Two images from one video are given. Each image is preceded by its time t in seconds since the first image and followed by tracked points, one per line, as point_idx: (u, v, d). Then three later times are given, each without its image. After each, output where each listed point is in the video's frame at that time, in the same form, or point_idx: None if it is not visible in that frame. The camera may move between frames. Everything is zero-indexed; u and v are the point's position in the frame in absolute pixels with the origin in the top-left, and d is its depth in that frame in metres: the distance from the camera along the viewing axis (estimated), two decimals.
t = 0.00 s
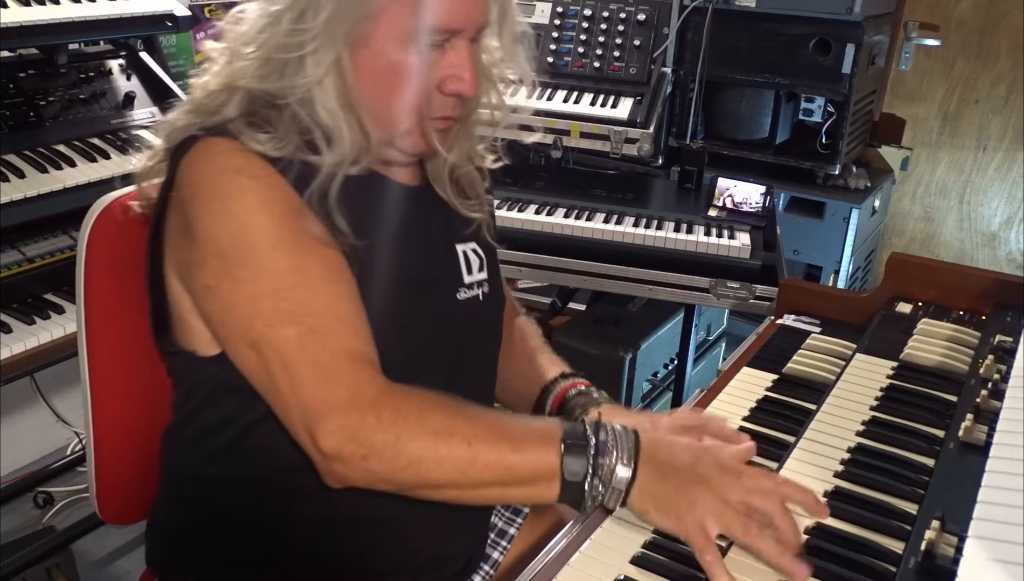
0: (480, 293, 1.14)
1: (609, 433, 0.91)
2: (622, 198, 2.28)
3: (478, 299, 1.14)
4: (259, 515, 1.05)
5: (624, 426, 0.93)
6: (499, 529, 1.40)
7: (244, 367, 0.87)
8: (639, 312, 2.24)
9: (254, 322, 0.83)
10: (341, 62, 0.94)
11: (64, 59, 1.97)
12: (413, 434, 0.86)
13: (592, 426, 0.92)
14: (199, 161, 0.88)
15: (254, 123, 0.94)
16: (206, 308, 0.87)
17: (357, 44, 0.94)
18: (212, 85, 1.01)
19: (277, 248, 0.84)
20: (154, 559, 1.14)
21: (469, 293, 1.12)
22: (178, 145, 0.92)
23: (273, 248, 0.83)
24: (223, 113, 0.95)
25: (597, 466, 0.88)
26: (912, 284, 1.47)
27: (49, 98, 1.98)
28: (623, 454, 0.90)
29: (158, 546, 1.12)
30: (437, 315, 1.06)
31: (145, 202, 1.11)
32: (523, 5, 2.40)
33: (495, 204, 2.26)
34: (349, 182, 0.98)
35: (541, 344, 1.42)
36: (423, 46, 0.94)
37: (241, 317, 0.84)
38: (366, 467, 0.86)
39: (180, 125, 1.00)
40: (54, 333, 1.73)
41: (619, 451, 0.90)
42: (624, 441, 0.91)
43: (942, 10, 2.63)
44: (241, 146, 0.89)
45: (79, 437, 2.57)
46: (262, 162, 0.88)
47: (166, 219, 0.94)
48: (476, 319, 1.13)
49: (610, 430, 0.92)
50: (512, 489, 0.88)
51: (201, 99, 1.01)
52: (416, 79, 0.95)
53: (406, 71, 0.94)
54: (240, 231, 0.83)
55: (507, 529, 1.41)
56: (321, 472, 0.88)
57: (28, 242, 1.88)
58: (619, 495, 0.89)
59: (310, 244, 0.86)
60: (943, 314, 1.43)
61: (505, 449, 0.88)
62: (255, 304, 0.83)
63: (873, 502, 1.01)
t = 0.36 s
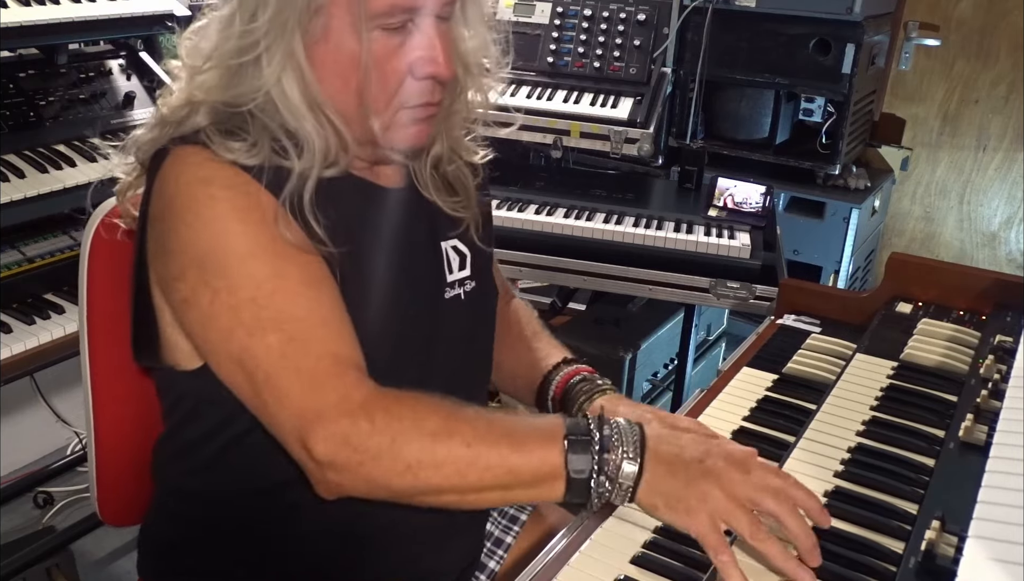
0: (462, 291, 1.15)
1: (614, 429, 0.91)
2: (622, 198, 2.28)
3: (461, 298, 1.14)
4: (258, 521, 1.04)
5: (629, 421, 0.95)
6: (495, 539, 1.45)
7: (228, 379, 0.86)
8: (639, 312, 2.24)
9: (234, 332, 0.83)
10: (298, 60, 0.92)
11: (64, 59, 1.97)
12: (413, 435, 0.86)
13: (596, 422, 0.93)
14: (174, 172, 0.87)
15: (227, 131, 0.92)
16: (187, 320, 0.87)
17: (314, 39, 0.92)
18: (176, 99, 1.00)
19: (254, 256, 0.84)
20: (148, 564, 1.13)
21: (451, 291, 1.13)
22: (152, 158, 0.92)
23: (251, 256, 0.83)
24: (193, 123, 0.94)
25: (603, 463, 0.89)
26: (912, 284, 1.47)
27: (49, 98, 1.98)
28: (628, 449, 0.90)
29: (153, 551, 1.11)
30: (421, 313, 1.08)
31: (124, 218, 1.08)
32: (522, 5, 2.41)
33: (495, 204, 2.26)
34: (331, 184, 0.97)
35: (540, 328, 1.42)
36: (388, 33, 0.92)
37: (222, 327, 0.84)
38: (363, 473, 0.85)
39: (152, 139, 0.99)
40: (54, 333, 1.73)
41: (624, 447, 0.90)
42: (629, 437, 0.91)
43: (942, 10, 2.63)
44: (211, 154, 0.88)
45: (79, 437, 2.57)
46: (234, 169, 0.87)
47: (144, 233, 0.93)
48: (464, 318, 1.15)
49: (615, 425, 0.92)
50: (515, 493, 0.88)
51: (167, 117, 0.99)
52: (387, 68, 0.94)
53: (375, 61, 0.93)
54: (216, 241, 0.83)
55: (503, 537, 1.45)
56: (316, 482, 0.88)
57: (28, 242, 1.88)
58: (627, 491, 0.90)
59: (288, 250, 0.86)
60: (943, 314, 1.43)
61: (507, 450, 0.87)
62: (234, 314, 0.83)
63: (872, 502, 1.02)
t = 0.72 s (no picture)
0: (476, 307, 1.16)
1: (591, 453, 0.91)
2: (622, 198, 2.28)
3: (474, 313, 1.15)
4: (261, 522, 1.04)
5: (606, 443, 0.94)
6: (495, 535, 1.40)
7: (221, 391, 0.87)
8: (639, 312, 2.24)
9: (234, 350, 0.84)
10: (315, 70, 0.91)
11: (64, 58, 1.97)
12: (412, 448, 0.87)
13: (573, 446, 0.93)
14: (187, 180, 0.87)
15: (244, 140, 0.91)
16: (191, 329, 0.86)
17: (330, 48, 0.91)
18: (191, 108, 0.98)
19: (260, 276, 0.83)
20: (148, 561, 1.12)
21: (466, 307, 1.14)
22: (169, 160, 0.91)
23: (257, 276, 0.83)
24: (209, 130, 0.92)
25: (578, 487, 0.89)
26: (913, 284, 1.47)
27: (49, 98, 1.98)
28: (606, 472, 0.90)
29: (155, 549, 1.10)
30: (427, 330, 1.08)
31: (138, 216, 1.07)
32: (523, 5, 2.41)
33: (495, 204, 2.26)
34: (341, 198, 0.96)
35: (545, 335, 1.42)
36: (405, 40, 0.92)
37: (222, 343, 0.84)
38: (340, 498, 0.87)
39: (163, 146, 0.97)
40: (54, 333, 1.73)
41: (600, 470, 0.90)
42: (606, 460, 0.91)
43: (942, 10, 2.63)
44: (230, 165, 0.87)
45: (79, 436, 2.57)
46: (251, 183, 0.86)
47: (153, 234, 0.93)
48: (473, 334, 1.16)
49: (591, 449, 0.92)
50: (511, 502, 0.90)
51: (179, 127, 0.96)
52: (402, 73, 0.93)
53: (392, 70, 0.92)
54: (223, 257, 0.83)
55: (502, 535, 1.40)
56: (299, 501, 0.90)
57: (28, 242, 1.88)
58: (604, 513, 0.90)
59: (295, 272, 0.86)
60: (943, 314, 1.43)
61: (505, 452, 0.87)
62: (236, 332, 0.83)
63: (874, 502, 1.01)
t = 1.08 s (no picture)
0: (496, 304, 1.15)
1: (631, 440, 0.92)
2: (622, 198, 2.28)
3: (494, 311, 1.14)
4: (266, 518, 1.05)
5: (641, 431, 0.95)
6: (498, 532, 1.40)
7: (264, 370, 0.86)
8: (639, 311, 2.24)
9: (282, 324, 0.83)
10: (343, 61, 0.93)
11: (64, 59, 1.98)
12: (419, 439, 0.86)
13: (611, 432, 0.93)
14: (229, 161, 0.87)
15: (282, 126, 0.92)
16: (232, 307, 0.86)
17: (358, 42, 0.95)
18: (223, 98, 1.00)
19: (307, 252, 0.83)
20: (157, 554, 1.13)
21: (486, 303, 1.13)
22: (207, 146, 0.91)
23: (304, 251, 0.83)
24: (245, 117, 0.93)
25: (616, 469, 0.89)
26: (912, 284, 1.47)
27: (49, 98, 1.98)
28: (643, 459, 0.91)
29: (163, 544, 1.11)
30: (454, 320, 1.07)
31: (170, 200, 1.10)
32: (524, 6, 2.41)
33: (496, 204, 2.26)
34: (372, 186, 0.96)
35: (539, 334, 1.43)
36: (428, 33, 0.95)
37: (266, 319, 0.83)
38: (388, 474, 0.86)
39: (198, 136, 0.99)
40: (54, 333, 1.73)
41: (637, 457, 0.91)
42: (643, 448, 0.92)
43: (942, 10, 2.63)
44: (270, 148, 0.87)
45: (79, 436, 2.57)
46: (291, 165, 0.87)
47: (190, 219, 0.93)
48: (493, 330, 1.14)
49: (631, 437, 0.93)
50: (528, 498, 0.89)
51: (215, 117, 0.98)
52: (425, 66, 0.96)
53: (416, 61, 0.96)
54: (270, 233, 0.83)
55: (506, 532, 1.41)
56: (344, 479, 0.88)
57: (29, 242, 1.88)
58: (638, 497, 0.90)
59: (340, 250, 0.85)
60: (943, 314, 1.43)
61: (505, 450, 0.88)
62: (282, 307, 0.82)
63: (874, 502, 1.01)
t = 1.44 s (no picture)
0: (500, 301, 1.15)
1: (632, 442, 0.93)
2: (622, 198, 2.28)
3: (498, 308, 1.14)
4: (266, 516, 1.05)
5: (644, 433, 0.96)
6: (501, 531, 1.39)
7: (270, 362, 0.87)
8: (639, 311, 2.24)
9: (289, 316, 0.84)
10: (339, 40, 0.93)
11: (64, 59, 1.98)
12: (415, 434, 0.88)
13: (613, 433, 0.94)
14: (236, 154, 0.88)
15: (288, 117, 0.93)
16: (238, 299, 0.87)
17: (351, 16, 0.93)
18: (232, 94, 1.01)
19: (316, 244, 0.85)
20: (161, 554, 1.13)
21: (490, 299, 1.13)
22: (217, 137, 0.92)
23: (313, 243, 0.84)
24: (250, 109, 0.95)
25: (617, 471, 0.90)
26: (913, 284, 1.47)
27: (49, 98, 1.98)
28: (643, 461, 0.92)
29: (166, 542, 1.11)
30: (460, 317, 1.07)
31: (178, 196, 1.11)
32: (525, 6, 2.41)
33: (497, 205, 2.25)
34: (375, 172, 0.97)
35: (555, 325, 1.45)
36: (420, 7, 0.94)
37: (273, 310, 0.84)
38: (391, 465, 0.88)
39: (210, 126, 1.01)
40: (55, 333, 1.73)
41: (636, 460, 0.91)
42: (643, 449, 0.93)
43: (942, 10, 2.63)
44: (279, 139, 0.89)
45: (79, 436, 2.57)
46: (299, 156, 0.88)
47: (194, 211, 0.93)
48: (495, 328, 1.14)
49: (633, 439, 0.94)
50: (530, 495, 0.91)
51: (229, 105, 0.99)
52: (417, 42, 0.94)
53: (407, 39, 0.94)
54: (279, 224, 0.84)
55: (509, 532, 1.40)
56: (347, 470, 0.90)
57: (29, 242, 1.88)
58: (637, 499, 0.91)
59: (347, 243, 0.87)
60: (942, 314, 1.43)
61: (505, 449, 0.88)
62: (289, 298, 0.84)
63: (874, 502, 1.01)
